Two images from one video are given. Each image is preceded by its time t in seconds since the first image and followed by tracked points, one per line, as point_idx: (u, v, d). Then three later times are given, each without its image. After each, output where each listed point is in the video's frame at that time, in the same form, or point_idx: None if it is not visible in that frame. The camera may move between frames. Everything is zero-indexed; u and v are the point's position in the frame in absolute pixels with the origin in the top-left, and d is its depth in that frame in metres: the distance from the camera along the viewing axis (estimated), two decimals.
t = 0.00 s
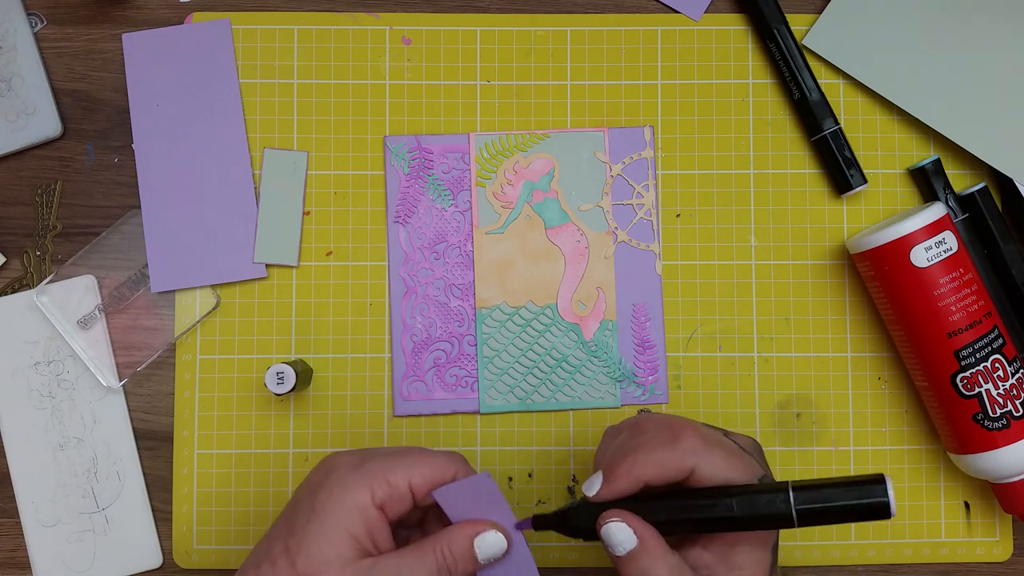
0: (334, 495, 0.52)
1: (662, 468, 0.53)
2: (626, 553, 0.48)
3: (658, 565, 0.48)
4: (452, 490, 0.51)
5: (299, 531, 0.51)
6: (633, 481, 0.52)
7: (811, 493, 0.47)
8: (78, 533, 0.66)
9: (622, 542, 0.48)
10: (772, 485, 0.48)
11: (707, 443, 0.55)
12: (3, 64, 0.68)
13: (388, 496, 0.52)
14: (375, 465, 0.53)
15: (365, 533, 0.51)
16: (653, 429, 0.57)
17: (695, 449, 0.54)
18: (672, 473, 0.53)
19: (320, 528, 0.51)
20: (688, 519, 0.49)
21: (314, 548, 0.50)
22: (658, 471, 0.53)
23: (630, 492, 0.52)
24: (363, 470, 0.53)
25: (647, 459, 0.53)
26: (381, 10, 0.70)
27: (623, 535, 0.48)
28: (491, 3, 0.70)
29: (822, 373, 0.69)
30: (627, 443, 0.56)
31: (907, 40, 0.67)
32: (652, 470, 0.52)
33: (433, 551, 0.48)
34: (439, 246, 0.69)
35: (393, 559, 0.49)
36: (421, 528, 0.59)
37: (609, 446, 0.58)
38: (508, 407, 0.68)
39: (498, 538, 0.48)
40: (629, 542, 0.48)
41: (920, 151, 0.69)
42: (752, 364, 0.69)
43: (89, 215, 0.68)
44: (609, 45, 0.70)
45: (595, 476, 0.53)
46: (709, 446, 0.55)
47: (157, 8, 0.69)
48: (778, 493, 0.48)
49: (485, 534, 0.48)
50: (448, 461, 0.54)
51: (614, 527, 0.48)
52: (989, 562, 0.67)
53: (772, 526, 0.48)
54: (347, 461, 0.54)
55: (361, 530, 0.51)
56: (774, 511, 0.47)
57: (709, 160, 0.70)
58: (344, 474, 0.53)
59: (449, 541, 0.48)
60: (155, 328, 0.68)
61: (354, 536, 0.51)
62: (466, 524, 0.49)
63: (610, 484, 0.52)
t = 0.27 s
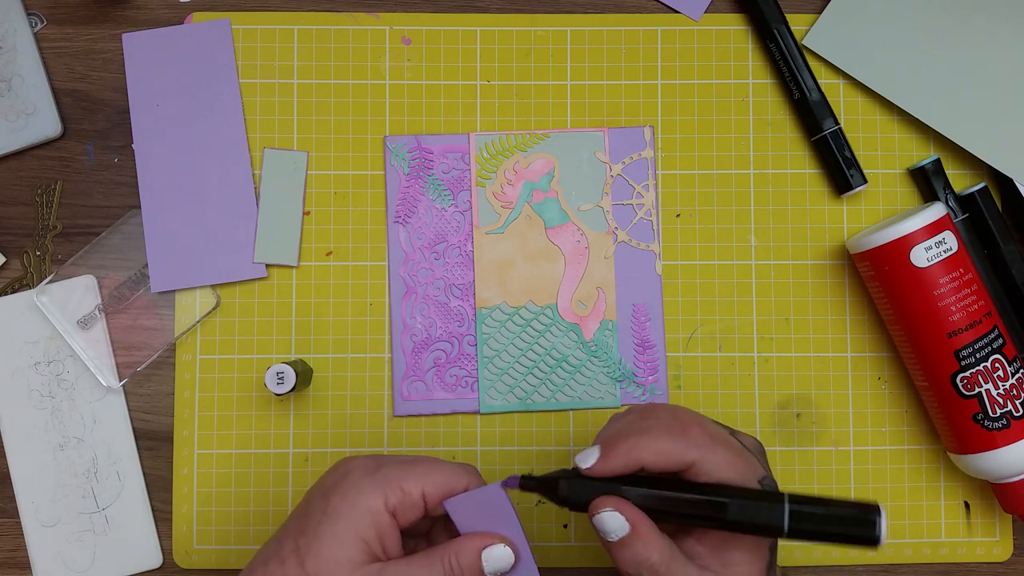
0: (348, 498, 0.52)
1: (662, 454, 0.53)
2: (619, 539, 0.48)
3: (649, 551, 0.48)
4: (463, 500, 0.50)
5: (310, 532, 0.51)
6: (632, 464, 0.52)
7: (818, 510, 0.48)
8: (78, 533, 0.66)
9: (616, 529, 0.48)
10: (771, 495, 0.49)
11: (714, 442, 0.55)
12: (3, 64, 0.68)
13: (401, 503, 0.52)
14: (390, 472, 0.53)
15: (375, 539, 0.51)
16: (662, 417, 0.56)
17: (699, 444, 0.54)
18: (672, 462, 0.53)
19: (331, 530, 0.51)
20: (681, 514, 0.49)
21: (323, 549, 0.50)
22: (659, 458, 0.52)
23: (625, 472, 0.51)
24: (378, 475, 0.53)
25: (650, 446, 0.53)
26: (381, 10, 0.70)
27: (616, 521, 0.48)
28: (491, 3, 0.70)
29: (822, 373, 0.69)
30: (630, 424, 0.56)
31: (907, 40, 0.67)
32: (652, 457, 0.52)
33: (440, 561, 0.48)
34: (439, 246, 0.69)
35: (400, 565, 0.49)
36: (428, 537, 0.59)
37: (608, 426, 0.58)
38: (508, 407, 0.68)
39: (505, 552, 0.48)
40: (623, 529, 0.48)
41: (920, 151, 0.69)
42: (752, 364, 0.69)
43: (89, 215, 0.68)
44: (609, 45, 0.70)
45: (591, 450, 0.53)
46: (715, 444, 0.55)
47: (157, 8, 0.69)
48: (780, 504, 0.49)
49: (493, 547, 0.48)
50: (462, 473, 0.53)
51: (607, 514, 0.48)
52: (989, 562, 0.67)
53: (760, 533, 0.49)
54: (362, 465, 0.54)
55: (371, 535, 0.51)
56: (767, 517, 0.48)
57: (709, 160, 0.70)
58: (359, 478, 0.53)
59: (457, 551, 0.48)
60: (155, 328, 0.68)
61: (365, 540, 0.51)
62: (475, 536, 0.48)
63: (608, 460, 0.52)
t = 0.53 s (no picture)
0: (349, 500, 0.52)
1: (683, 468, 0.52)
2: (641, 553, 0.48)
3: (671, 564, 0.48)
4: (466, 504, 0.50)
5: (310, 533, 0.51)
6: (655, 478, 0.51)
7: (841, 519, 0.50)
8: (78, 532, 0.66)
9: (638, 542, 0.48)
10: (791, 505, 0.50)
11: (732, 451, 0.55)
12: (3, 64, 0.68)
13: (401, 505, 0.52)
14: (391, 474, 0.53)
15: (375, 540, 0.51)
16: (681, 426, 0.56)
17: (720, 455, 0.54)
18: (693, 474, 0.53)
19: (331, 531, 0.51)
20: (704, 526, 0.50)
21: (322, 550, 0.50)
22: (680, 471, 0.52)
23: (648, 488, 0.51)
24: (378, 477, 0.53)
25: (673, 458, 0.52)
26: (381, 10, 0.70)
27: (640, 532, 0.48)
28: (491, 3, 0.70)
29: (822, 373, 0.69)
30: (649, 433, 0.55)
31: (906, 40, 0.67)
32: (675, 470, 0.52)
33: (441, 565, 0.48)
34: (439, 246, 0.69)
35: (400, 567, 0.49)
36: (428, 540, 0.59)
37: (627, 432, 0.58)
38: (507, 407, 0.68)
39: (506, 556, 0.48)
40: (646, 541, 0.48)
41: (920, 152, 0.69)
42: (752, 364, 0.69)
43: (89, 215, 0.68)
44: (609, 45, 0.70)
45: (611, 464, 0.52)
46: (733, 453, 0.55)
47: (157, 8, 0.69)
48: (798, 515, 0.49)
49: (493, 551, 0.48)
50: (463, 476, 0.53)
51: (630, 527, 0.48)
52: (989, 562, 0.67)
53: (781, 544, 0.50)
54: (363, 467, 0.54)
55: (372, 536, 0.51)
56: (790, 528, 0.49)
57: (709, 160, 0.70)
58: (360, 479, 0.53)
59: (457, 555, 0.48)
60: (155, 328, 0.68)
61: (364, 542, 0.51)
62: (476, 540, 0.48)
63: (628, 476, 0.51)
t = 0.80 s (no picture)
0: (353, 504, 0.52)
1: (667, 464, 0.52)
2: (623, 546, 0.48)
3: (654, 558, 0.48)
4: (469, 509, 0.51)
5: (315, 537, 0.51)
6: (638, 473, 0.51)
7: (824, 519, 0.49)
8: (78, 533, 0.66)
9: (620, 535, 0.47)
10: (774, 505, 0.49)
11: (719, 450, 0.55)
12: (3, 64, 0.68)
13: (406, 509, 0.52)
14: (397, 478, 0.53)
15: (380, 544, 0.51)
16: (667, 424, 0.56)
17: (704, 453, 0.54)
18: (678, 471, 0.53)
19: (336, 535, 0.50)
20: (688, 521, 0.49)
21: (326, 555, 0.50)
22: (664, 467, 0.52)
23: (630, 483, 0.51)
24: (384, 481, 0.53)
25: (657, 454, 0.52)
26: (381, 10, 0.70)
27: (623, 527, 0.47)
28: (491, 3, 0.70)
29: (822, 373, 0.69)
30: (635, 430, 0.56)
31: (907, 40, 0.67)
32: (658, 466, 0.52)
33: (444, 569, 0.48)
34: (439, 246, 0.69)
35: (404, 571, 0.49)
36: (430, 545, 0.59)
37: (614, 430, 0.58)
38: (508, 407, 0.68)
39: (509, 561, 0.48)
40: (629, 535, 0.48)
41: (920, 151, 0.69)
42: (752, 364, 0.69)
43: (89, 215, 0.68)
44: (609, 45, 0.70)
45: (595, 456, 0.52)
46: (719, 452, 0.55)
47: (157, 8, 0.69)
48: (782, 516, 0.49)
49: (496, 557, 0.48)
50: (467, 481, 0.53)
51: (613, 521, 0.47)
52: (989, 562, 0.67)
53: (766, 543, 0.49)
54: (368, 470, 0.54)
55: (376, 540, 0.51)
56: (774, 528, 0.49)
57: (709, 160, 0.70)
58: (365, 483, 0.53)
59: (461, 559, 0.47)
60: (155, 328, 0.68)
61: (369, 547, 0.51)
62: (479, 545, 0.48)
63: (611, 469, 0.51)
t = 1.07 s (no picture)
0: (349, 505, 0.52)
1: (666, 476, 0.52)
2: (624, 559, 0.48)
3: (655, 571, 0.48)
4: (466, 508, 0.51)
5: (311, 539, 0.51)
6: (638, 486, 0.52)
7: (823, 523, 0.48)
8: (78, 533, 0.66)
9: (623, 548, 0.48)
10: (774, 509, 0.49)
11: (718, 458, 0.55)
12: (3, 64, 0.68)
13: (403, 510, 0.52)
14: (393, 479, 0.53)
15: (377, 545, 0.51)
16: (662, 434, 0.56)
17: (702, 461, 0.54)
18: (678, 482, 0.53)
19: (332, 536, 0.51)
20: (689, 531, 0.49)
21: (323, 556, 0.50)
22: (663, 478, 0.52)
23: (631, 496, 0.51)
24: (379, 482, 0.53)
25: (654, 464, 0.52)
26: (381, 10, 0.70)
27: (622, 539, 0.48)
28: (491, 3, 0.70)
29: (822, 373, 0.69)
30: (634, 441, 0.56)
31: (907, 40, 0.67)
32: (657, 477, 0.52)
33: (441, 568, 0.48)
34: (439, 246, 0.69)
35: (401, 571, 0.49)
36: (428, 544, 0.59)
37: (613, 440, 0.58)
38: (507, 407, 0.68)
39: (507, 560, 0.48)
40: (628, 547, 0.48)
41: (920, 151, 0.69)
42: (752, 364, 0.69)
43: (89, 215, 0.68)
44: (609, 45, 0.70)
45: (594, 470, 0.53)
46: (717, 459, 0.55)
47: (157, 8, 0.69)
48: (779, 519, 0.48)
49: (493, 555, 0.48)
50: (463, 480, 0.53)
51: (612, 532, 0.48)
52: (989, 562, 0.67)
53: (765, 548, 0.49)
54: (364, 471, 0.54)
55: (373, 541, 0.51)
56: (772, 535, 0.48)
57: (709, 160, 0.70)
58: (361, 484, 0.53)
59: (458, 559, 0.47)
60: (155, 328, 0.68)
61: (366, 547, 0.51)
62: (475, 544, 0.48)
63: (611, 484, 0.51)
